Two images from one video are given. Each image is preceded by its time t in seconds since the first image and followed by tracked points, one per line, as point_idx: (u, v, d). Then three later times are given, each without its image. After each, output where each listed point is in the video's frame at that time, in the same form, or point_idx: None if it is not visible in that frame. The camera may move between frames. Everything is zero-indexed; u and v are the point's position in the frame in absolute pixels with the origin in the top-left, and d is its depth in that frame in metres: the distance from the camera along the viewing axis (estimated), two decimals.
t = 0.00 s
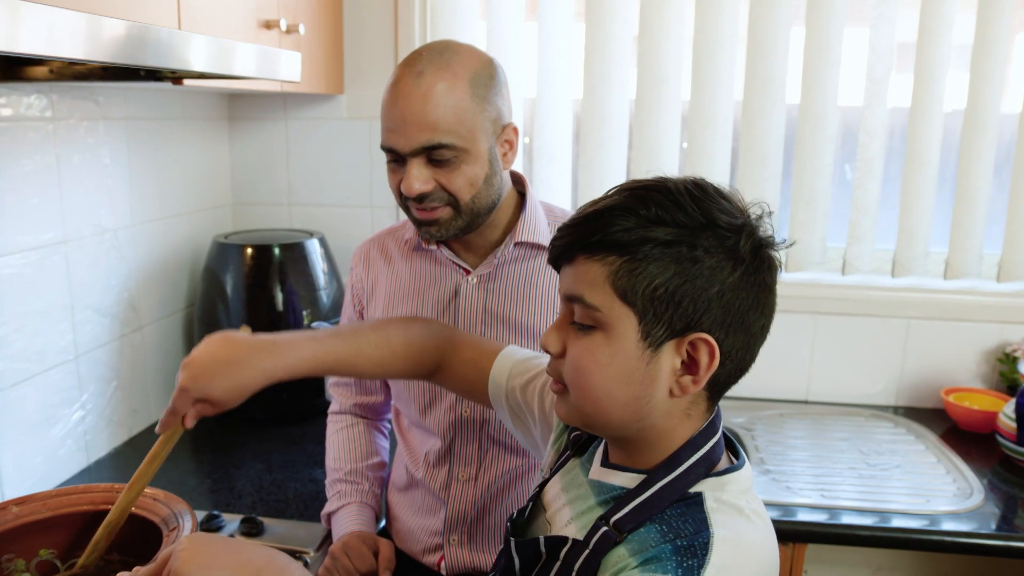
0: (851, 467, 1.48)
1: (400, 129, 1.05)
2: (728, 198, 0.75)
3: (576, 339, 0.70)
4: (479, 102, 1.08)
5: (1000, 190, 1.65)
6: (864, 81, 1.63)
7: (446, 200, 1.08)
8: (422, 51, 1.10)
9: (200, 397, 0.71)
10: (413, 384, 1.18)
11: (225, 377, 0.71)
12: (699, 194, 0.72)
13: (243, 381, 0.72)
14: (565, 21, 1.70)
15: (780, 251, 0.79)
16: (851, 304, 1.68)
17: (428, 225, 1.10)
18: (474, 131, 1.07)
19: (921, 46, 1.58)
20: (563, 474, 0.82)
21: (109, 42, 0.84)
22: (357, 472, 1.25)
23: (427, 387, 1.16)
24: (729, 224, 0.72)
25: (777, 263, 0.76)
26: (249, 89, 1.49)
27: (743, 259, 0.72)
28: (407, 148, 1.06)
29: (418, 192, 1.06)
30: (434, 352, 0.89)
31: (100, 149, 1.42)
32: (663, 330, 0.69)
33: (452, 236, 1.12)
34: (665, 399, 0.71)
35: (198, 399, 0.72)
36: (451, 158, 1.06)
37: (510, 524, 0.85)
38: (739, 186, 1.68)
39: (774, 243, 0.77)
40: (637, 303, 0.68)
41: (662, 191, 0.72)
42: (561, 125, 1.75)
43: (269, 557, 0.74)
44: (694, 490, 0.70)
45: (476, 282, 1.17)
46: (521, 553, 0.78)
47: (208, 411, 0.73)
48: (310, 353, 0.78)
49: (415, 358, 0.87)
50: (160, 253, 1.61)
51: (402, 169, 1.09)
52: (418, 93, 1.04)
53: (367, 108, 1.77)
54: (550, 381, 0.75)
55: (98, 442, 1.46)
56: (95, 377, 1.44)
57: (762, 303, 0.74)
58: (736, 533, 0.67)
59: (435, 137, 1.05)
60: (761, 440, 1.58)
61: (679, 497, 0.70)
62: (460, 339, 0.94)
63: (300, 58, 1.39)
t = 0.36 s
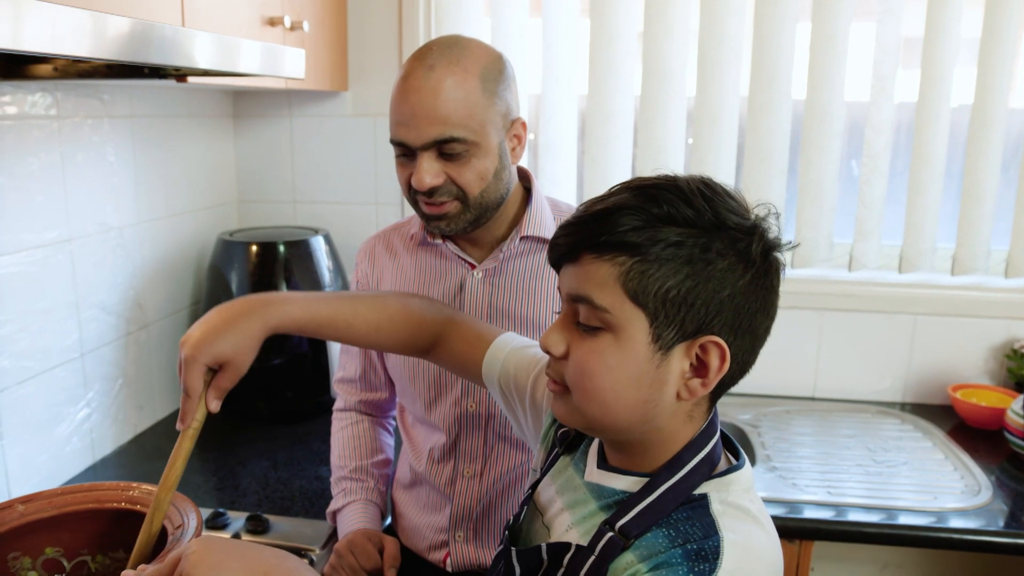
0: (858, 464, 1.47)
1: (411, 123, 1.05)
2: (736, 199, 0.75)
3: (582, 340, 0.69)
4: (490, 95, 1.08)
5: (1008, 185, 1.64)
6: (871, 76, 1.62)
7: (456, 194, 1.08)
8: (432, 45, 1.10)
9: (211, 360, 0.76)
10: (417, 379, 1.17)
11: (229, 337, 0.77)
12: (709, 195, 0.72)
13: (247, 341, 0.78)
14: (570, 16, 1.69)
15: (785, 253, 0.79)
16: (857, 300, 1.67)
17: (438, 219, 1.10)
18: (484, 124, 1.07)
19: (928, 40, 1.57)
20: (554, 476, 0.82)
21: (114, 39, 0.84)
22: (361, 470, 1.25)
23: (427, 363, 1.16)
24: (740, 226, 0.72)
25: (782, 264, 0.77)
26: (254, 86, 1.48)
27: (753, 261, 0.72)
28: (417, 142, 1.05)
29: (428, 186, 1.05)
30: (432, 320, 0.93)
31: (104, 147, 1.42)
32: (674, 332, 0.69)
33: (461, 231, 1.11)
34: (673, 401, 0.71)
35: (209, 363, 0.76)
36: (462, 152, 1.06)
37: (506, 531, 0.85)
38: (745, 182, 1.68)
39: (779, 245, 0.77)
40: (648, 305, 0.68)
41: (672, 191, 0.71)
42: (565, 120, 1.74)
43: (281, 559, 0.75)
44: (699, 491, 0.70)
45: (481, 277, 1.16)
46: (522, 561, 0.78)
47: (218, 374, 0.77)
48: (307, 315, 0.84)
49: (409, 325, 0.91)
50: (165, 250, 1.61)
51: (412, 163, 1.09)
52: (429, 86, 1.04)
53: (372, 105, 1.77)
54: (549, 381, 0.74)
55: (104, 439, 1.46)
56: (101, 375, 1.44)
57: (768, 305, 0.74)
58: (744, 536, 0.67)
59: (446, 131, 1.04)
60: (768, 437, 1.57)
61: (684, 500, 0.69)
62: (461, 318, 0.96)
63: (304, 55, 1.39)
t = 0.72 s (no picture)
0: (864, 470, 1.46)
1: (414, 124, 1.05)
2: (733, 201, 0.74)
3: (580, 343, 0.69)
4: (492, 95, 1.08)
5: (1014, 190, 1.64)
6: (877, 80, 1.62)
7: (459, 195, 1.07)
8: (434, 47, 1.10)
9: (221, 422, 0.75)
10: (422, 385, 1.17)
11: (241, 399, 0.76)
12: (704, 196, 0.71)
13: (258, 401, 0.77)
14: (575, 20, 1.69)
15: (784, 255, 0.77)
16: (863, 305, 1.66)
17: (441, 220, 1.09)
18: (486, 124, 1.06)
19: (935, 44, 1.56)
20: (560, 482, 0.81)
21: (120, 44, 0.84)
22: (364, 475, 1.25)
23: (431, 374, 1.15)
24: (735, 226, 0.71)
25: (782, 265, 0.75)
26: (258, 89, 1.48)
27: (750, 260, 0.71)
28: (420, 143, 1.05)
29: (431, 186, 1.05)
30: (442, 349, 0.91)
31: (110, 149, 1.42)
32: (669, 334, 0.68)
33: (465, 233, 1.11)
34: (671, 404, 0.70)
35: (218, 423, 0.75)
36: (464, 152, 1.06)
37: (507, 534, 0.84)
38: (750, 186, 1.67)
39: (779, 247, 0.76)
40: (642, 306, 0.67)
41: (666, 193, 0.71)
42: (571, 124, 1.74)
43: (294, 565, 0.75)
44: (696, 497, 0.69)
45: (487, 282, 1.16)
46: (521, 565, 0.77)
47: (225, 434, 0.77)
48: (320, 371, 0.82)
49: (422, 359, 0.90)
50: (170, 253, 1.61)
51: (416, 165, 1.08)
52: (430, 86, 1.04)
53: (377, 108, 1.77)
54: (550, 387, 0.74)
55: (108, 443, 1.46)
56: (105, 378, 1.44)
57: (768, 307, 0.73)
58: (739, 542, 0.65)
59: (449, 130, 1.04)
60: (772, 442, 1.57)
61: (682, 505, 0.69)
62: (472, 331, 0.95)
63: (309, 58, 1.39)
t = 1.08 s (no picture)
0: (873, 470, 1.45)
1: (391, 129, 1.07)
2: (737, 197, 0.73)
3: (592, 349, 0.68)
4: (466, 90, 1.07)
5: None
6: (888, 78, 1.60)
7: (442, 193, 1.08)
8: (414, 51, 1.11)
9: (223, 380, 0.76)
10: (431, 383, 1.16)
11: (243, 359, 0.76)
12: (708, 194, 0.71)
13: (260, 361, 0.77)
14: (583, 18, 1.68)
15: (789, 249, 0.77)
16: (872, 305, 1.65)
17: (433, 221, 1.10)
18: (461, 120, 1.06)
19: (945, 42, 1.55)
20: (565, 484, 0.81)
21: (127, 41, 0.83)
22: (373, 473, 1.24)
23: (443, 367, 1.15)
24: (741, 223, 0.70)
25: (788, 260, 0.75)
26: (265, 87, 1.48)
27: (758, 257, 0.70)
28: (398, 147, 1.07)
29: (413, 188, 1.07)
30: (444, 329, 0.91)
31: (117, 148, 1.42)
32: (683, 334, 0.68)
33: (459, 232, 1.12)
34: (686, 405, 0.69)
35: (220, 381, 0.76)
36: (440, 150, 1.06)
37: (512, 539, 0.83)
38: (758, 185, 1.66)
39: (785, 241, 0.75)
40: (654, 308, 0.67)
41: (669, 193, 0.70)
42: (578, 122, 1.73)
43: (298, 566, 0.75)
44: (711, 497, 0.69)
45: (498, 282, 1.16)
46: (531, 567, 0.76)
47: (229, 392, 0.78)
48: (324, 331, 0.83)
49: (424, 334, 0.90)
50: (176, 252, 1.61)
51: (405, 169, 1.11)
52: (401, 89, 1.05)
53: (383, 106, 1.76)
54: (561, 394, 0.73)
55: (115, 441, 1.46)
56: (111, 376, 1.43)
57: (778, 302, 0.73)
58: (759, 541, 0.66)
59: (421, 130, 1.05)
60: (781, 442, 1.56)
61: (697, 506, 0.68)
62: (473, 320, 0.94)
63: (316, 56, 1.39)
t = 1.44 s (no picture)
0: (881, 472, 1.45)
1: (390, 133, 1.06)
2: (743, 200, 0.72)
3: (592, 354, 0.68)
4: (464, 93, 1.06)
5: None
6: (896, 78, 1.60)
7: (444, 196, 1.08)
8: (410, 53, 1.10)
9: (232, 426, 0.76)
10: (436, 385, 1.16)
11: (253, 405, 0.77)
12: (712, 197, 0.70)
13: (266, 408, 0.78)
14: (590, 18, 1.68)
15: (797, 252, 0.76)
16: (880, 306, 1.64)
17: (436, 224, 1.11)
18: (460, 123, 1.06)
19: (954, 43, 1.54)
20: (573, 487, 0.80)
21: (134, 42, 0.83)
22: (379, 475, 1.24)
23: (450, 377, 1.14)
24: (745, 227, 0.69)
25: (796, 265, 0.74)
26: (271, 88, 1.48)
27: (763, 261, 0.69)
28: (398, 151, 1.07)
29: (415, 192, 1.07)
30: (453, 348, 0.91)
31: (124, 148, 1.42)
32: (683, 341, 0.67)
33: (463, 234, 1.12)
34: (688, 412, 0.69)
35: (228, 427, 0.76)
36: (441, 153, 1.06)
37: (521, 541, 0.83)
38: (765, 186, 1.66)
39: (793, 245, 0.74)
40: (653, 313, 0.66)
41: (672, 196, 0.70)
42: (584, 123, 1.73)
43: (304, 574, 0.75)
44: (715, 503, 0.68)
45: (500, 281, 1.15)
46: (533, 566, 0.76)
47: (235, 438, 0.77)
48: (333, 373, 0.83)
49: (433, 361, 0.90)
50: (183, 252, 1.61)
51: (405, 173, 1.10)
52: (399, 93, 1.05)
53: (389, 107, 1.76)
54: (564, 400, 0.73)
55: (122, 441, 1.46)
56: (118, 377, 1.44)
57: (784, 307, 0.71)
58: (760, 546, 0.64)
59: (421, 134, 1.04)
60: (788, 443, 1.55)
61: (699, 512, 0.68)
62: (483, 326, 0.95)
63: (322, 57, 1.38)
